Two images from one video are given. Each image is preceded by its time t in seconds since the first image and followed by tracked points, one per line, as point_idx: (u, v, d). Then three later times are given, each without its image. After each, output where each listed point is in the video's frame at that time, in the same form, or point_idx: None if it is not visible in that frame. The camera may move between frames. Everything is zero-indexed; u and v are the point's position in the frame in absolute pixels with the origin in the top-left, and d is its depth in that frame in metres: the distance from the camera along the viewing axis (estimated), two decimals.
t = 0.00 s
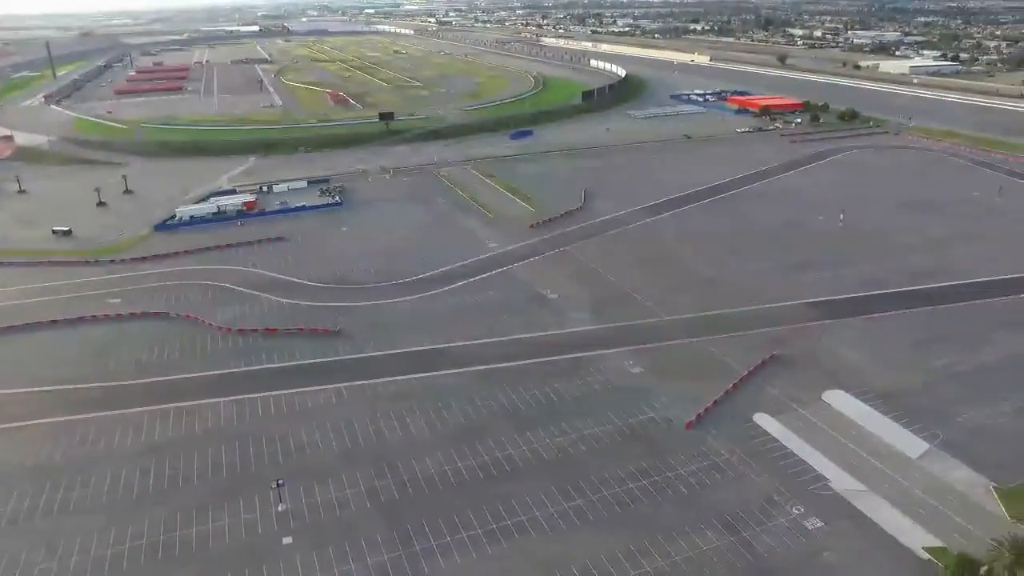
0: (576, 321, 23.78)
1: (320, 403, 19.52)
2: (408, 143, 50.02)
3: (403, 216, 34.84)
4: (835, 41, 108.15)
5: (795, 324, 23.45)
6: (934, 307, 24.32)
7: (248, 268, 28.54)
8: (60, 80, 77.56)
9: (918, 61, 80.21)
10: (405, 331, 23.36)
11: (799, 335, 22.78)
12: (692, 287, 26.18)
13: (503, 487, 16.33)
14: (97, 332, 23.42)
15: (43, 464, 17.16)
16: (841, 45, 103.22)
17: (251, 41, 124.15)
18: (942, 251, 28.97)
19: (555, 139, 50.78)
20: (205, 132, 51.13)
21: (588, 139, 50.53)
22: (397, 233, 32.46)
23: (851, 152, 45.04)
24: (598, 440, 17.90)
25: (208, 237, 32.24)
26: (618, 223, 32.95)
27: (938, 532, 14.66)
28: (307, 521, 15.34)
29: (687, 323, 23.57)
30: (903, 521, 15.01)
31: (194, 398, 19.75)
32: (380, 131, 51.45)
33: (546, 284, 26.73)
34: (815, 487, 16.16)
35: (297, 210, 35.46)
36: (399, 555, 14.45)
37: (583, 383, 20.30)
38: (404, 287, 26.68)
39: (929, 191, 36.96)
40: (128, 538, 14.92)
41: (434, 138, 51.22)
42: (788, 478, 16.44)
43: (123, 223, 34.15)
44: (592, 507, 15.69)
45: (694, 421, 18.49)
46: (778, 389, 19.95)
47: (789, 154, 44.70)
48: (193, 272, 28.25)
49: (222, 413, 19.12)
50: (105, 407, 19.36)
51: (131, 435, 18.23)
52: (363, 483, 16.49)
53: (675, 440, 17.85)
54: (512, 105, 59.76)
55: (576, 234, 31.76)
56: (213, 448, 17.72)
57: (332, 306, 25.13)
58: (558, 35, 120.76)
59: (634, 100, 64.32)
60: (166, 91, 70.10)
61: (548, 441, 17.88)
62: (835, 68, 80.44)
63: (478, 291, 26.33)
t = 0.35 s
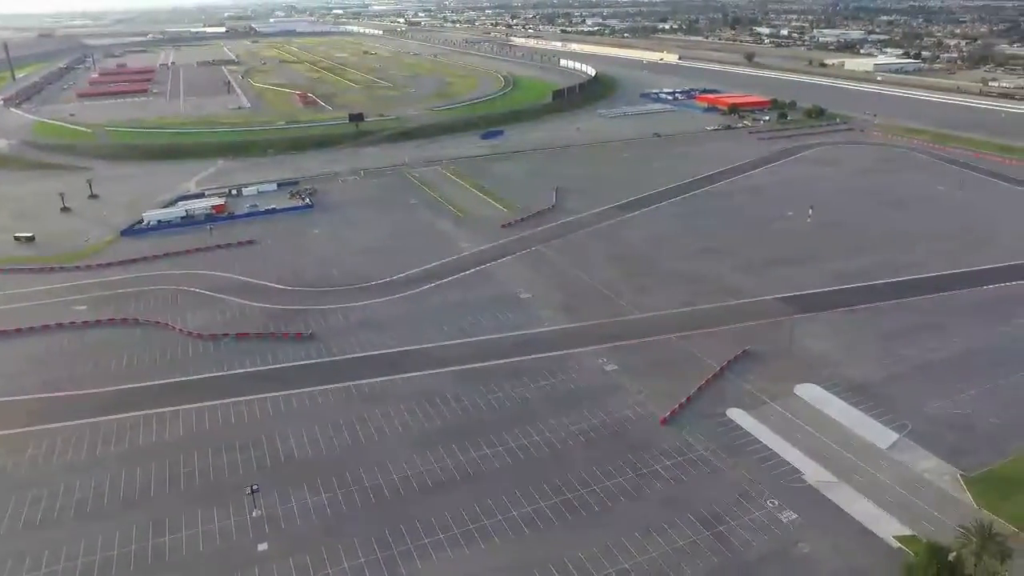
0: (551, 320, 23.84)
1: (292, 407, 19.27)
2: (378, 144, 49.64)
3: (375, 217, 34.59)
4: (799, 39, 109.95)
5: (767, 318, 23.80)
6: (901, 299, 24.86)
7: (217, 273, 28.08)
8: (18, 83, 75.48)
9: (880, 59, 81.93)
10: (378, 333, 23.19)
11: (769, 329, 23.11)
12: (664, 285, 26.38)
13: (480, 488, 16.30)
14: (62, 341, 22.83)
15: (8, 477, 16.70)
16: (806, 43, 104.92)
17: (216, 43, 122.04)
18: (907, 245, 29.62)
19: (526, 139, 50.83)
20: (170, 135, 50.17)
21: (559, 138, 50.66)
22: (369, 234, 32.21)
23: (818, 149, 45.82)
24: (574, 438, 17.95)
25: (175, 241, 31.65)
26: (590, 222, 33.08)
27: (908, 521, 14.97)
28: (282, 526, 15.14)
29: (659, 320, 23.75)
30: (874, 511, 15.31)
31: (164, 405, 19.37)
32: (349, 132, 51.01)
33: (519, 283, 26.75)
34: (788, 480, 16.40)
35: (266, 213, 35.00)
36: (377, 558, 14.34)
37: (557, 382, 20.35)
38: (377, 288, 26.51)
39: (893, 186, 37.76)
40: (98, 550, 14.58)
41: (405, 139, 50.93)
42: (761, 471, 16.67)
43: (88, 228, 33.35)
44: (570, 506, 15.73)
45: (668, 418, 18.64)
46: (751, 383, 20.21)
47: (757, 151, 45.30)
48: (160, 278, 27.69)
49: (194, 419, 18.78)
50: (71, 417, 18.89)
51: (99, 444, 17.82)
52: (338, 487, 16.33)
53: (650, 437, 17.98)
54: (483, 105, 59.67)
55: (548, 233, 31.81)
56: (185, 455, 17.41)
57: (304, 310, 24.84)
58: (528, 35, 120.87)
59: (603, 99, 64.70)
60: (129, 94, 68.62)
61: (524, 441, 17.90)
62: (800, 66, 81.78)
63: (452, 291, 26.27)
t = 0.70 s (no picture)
0: (538, 320, 23.83)
1: (278, 410, 19.12)
2: (362, 145, 49.40)
3: (360, 218, 34.43)
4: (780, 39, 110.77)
5: (752, 316, 23.95)
6: (884, 296, 25.10)
7: (200, 275, 27.80)
8: None
9: (860, 58, 82.78)
10: (364, 334, 23.08)
11: (754, 327, 23.26)
12: (649, 284, 26.46)
13: (467, 488, 16.27)
14: (43, 346, 22.50)
15: None
16: (787, 42, 105.76)
17: (196, 43, 120.70)
18: (889, 242, 29.93)
19: (511, 139, 50.81)
20: (151, 137, 49.59)
21: (544, 138, 50.67)
22: (354, 236, 32.05)
23: (800, 147, 46.17)
24: (561, 438, 17.97)
25: (157, 244, 31.31)
26: (576, 221, 33.13)
27: (893, 516, 15.12)
28: (269, 530, 15.02)
29: (645, 319, 23.83)
30: (859, 507, 15.45)
31: (148, 409, 19.15)
32: (333, 133, 50.71)
33: (504, 283, 26.74)
34: (775, 476, 16.51)
35: (250, 214, 34.72)
36: (364, 560, 14.26)
37: (543, 381, 20.37)
38: (362, 289, 26.38)
39: (875, 184, 38.16)
40: (81, 557, 14.37)
41: (389, 139, 50.73)
42: (748, 469, 16.78)
43: (68, 231, 32.89)
44: (557, 505, 15.74)
45: (655, 416, 18.71)
46: (736, 381, 20.34)
47: (740, 150, 45.60)
48: (143, 281, 27.37)
49: (178, 423, 18.59)
50: (53, 422, 18.62)
51: (82, 449, 17.60)
52: (325, 489, 16.23)
53: (636, 436, 18.04)
54: (467, 105, 59.58)
55: (534, 232, 31.83)
56: (170, 459, 17.23)
57: (288, 312, 24.66)
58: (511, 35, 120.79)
59: (587, 99, 64.81)
60: (108, 95, 67.72)
61: (511, 441, 17.90)
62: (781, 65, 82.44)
63: (438, 292, 26.18)
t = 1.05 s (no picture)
0: (530, 320, 23.83)
1: (269, 411, 19.03)
2: (352, 145, 49.25)
3: (350, 219, 34.32)
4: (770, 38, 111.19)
5: (743, 315, 24.05)
6: (874, 294, 25.26)
7: (190, 276, 27.62)
8: None
9: (849, 58, 83.28)
10: (355, 335, 22.99)
11: (745, 326, 23.34)
12: (640, 283, 26.49)
13: (460, 488, 16.26)
14: (32, 348, 22.30)
15: None
16: (777, 42, 106.24)
17: (185, 44, 119.95)
18: (879, 241, 30.10)
19: (502, 139, 50.79)
20: (140, 138, 49.27)
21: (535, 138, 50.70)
22: (345, 236, 31.94)
23: (790, 146, 46.39)
24: (553, 437, 17.98)
25: (147, 245, 31.10)
26: (567, 221, 33.15)
27: (884, 513, 15.20)
28: (261, 531, 14.95)
29: (637, 319, 23.86)
30: (850, 504, 15.53)
31: (138, 411, 19.02)
32: (323, 133, 50.53)
33: (496, 283, 26.72)
34: (767, 475, 16.58)
35: (240, 215, 34.55)
36: (357, 561, 14.22)
37: (535, 381, 20.38)
38: (353, 290, 26.29)
39: (864, 183, 38.39)
40: (71, 560, 14.25)
41: (379, 140, 50.60)
42: (740, 467, 16.84)
43: (56, 233, 32.61)
44: (550, 505, 15.74)
45: (647, 415, 18.74)
46: (728, 379, 20.41)
47: (731, 149, 45.77)
48: (132, 282, 27.17)
49: (169, 424, 18.47)
50: (43, 425, 18.46)
51: (72, 452, 17.45)
52: (317, 490, 16.18)
53: (629, 434, 18.07)
54: (457, 105, 59.50)
55: (525, 232, 31.81)
56: (161, 460, 17.12)
57: (279, 313, 24.55)
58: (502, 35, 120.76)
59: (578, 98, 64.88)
60: (96, 96, 67.21)
61: (503, 440, 17.90)
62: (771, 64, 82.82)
63: (429, 292, 26.13)
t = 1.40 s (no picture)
0: (524, 320, 23.83)
1: (262, 412, 18.98)
2: (346, 145, 49.21)
3: (344, 219, 34.28)
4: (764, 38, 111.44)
5: (736, 314, 24.10)
6: (866, 293, 25.38)
7: (184, 277, 27.54)
8: None
9: (841, 57, 83.61)
10: (349, 335, 22.96)
11: (738, 325, 23.43)
12: (634, 283, 26.54)
13: (456, 488, 16.26)
14: (25, 349, 22.20)
15: None
16: (771, 41, 106.65)
17: (179, 44, 119.71)
18: (872, 240, 30.27)
19: (496, 138, 50.83)
20: (133, 139, 49.09)
21: (529, 138, 50.77)
22: (338, 236, 31.90)
23: (783, 146, 46.55)
24: (548, 437, 18.00)
25: (140, 246, 30.98)
26: (561, 221, 33.20)
27: (878, 511, 15.27)
28: (255, 532, 14.91)
29: (630, 318, 23.89)
30: (845, 503, 15.59)
31: (132, 413, 18.93)
32: (317, 134, 50.46)
33: (489, 283, 26.73)
34: (761, 473, 16.62)
35: (233, 216, 34.46)
36: (353, 562, 14.18)
37: (530, 381, 20.37)
38: (346, 291, 26.26)
39: (857, 182, 38.56)
40: (64, 563, 14.16)
41: (373, 140, 50.55)
42: (734, 466, 16.87)
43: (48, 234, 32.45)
44: (545, 505, 15.74)
45: (642, 415, 18.77)
46: (722, 378, 20.46)
47: (724, 149, 45.93)
48: (125, 283, 27.05)
49: (162, 426, 18.40)
50: (35, 427, 18.36)
51: (65, 454, 17.36)
52: (312, 491, 16.14)
53: (623, 434, 18.10)
54: (451, 105, 59.52)
55: (519, 232, 31.84)
56: (155, 462, 17.04)
57: (273, 313, 24.50)
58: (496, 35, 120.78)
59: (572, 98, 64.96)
60: (88, 96, 66.91)
61: (498, 440, 17.90)
62: (765, 64, 83.15)
63: (423, 292, 26.11)
